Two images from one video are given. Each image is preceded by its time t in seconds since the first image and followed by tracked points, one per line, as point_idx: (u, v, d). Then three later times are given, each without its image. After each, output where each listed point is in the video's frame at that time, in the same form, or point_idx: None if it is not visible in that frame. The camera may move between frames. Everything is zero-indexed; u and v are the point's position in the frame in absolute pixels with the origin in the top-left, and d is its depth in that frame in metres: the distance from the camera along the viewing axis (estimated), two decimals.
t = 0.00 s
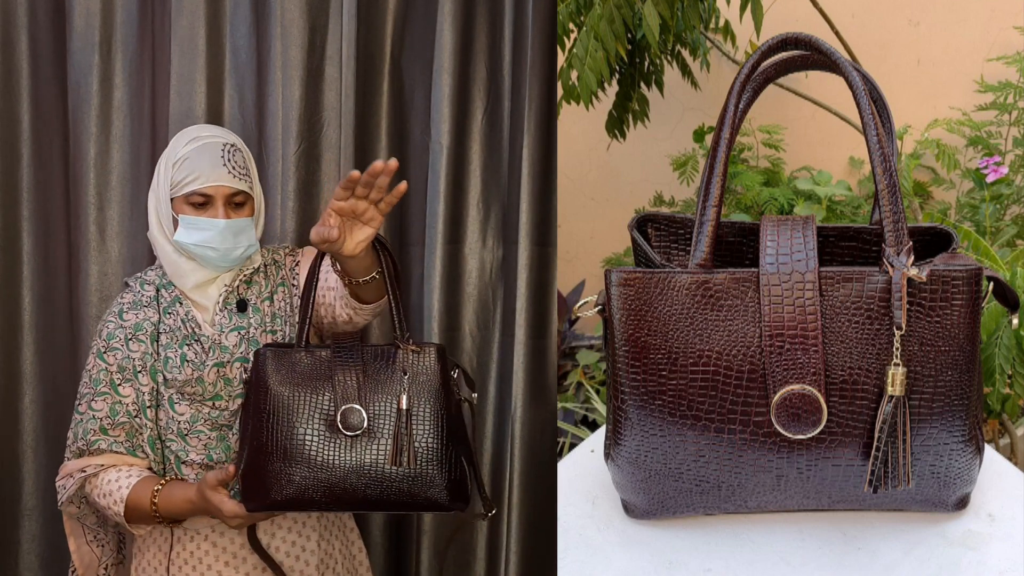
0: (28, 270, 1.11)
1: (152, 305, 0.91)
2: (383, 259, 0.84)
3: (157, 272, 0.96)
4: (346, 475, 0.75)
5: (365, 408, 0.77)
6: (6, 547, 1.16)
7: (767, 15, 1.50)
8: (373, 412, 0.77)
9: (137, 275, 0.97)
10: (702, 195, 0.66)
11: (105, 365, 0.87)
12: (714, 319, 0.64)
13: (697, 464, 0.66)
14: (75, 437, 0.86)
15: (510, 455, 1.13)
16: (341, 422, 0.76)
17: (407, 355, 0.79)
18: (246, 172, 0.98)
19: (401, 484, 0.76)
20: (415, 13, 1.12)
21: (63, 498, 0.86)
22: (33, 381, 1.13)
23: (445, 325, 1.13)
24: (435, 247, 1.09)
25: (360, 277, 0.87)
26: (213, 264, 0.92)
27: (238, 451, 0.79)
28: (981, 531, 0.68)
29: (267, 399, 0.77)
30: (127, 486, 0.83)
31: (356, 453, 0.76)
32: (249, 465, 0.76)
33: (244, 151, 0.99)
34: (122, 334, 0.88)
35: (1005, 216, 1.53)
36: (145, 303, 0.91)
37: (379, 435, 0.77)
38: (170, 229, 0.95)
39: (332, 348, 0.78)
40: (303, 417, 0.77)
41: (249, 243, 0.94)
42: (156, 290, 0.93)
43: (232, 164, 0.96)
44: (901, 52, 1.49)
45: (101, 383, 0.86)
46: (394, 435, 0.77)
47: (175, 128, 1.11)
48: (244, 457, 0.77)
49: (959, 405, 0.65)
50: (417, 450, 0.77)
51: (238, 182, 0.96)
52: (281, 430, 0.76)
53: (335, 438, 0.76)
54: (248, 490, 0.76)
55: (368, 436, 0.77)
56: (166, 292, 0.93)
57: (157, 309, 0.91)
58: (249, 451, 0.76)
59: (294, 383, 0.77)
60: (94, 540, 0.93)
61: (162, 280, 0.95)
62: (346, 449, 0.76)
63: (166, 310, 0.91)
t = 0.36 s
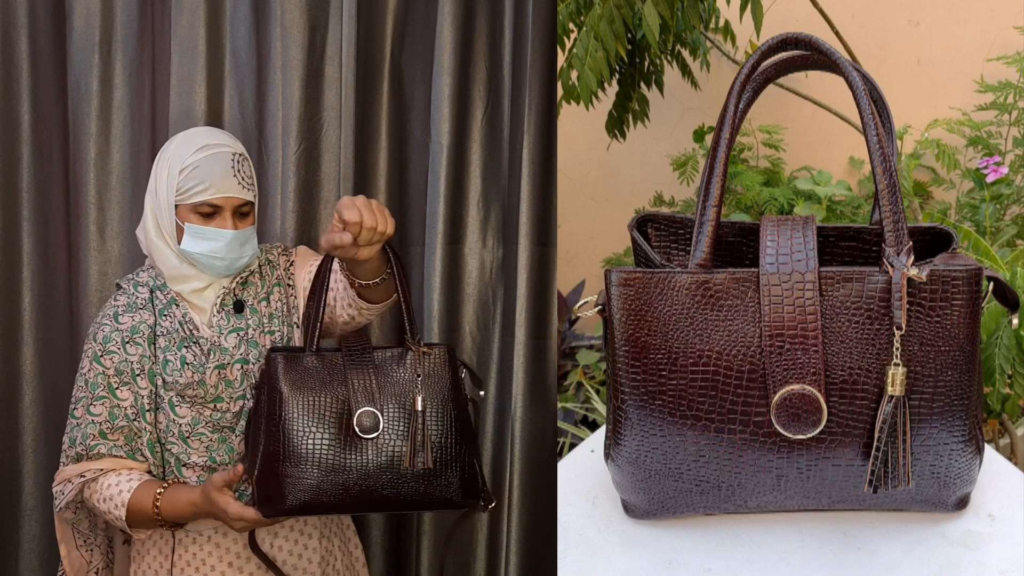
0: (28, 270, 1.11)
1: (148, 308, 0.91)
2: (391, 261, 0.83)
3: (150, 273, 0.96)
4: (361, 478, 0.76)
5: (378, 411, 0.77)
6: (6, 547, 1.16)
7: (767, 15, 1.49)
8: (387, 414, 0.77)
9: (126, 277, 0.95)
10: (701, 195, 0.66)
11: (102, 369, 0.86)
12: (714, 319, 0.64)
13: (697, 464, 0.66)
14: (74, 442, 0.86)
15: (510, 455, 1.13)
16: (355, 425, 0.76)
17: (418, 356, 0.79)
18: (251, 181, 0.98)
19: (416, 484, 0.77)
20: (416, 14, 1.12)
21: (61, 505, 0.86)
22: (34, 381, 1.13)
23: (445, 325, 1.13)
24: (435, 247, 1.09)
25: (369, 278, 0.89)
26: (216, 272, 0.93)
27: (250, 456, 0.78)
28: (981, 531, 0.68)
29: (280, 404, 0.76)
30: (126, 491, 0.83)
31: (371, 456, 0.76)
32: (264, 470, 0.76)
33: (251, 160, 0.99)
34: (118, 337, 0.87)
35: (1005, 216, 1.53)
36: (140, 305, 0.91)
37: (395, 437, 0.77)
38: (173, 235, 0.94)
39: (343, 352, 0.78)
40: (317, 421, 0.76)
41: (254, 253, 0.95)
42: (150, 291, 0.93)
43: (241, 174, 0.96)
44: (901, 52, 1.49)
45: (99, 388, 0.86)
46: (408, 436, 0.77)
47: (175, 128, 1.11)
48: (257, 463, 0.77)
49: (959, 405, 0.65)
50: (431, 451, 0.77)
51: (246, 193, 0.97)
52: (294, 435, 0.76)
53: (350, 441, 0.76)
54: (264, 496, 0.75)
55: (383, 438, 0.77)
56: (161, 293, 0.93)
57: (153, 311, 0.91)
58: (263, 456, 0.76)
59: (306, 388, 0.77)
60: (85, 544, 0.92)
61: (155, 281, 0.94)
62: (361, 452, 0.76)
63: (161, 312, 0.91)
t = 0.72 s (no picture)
0: (28, 271, 1.11)
1: (145, 308, 0.91)
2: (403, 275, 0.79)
3: (146, 274, 0.95)
4: (374, 476, 0.75)
5: (392, 410, 0.76)
6: (6, 547, 1.16)
7: (767, 15, 1.49)
8: (399, 413, 0.76)
9: (122, 278, 0.95)
10: (701, 195, 0.66)
11: (100, 370, 0.86)
12: (714, 319, 0.64)
13: (697, 464, 0.66)
14: (73, 442, 0.85)
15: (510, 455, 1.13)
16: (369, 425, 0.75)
17: (430, 352, 0.78)
18: (246, 181, 0.98)
19: (427, 479, 0.77)
20: (416, 13, 1.12)
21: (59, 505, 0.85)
22: (34, 381, 1.13)
23: (444, 325, 1.13)
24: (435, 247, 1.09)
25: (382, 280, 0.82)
26: (212, 273, 0.93)
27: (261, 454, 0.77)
28: (981, 531, 0.68)
29: (292, 405, 0.75)
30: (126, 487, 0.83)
31: (385, 454, 0.76)
32: (277, 469, 0.75)
33: (243, 159, 0.98)
34: (116, 338, 0.87)
35: (1005, 216, 1.53)
36: (137, 306, 0.91)
37: (409, 436, 0.77)
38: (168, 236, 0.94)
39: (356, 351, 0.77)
40: (330, 420, 0.75)
41: (247, 253, 0.95)
42: (147, 292, 0.93)
43: (235, 174, 0.96)
44: (901, 52, 1.49)
45: (98, 388, 0.86)
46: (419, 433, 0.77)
47: (175, 129, 1.10)
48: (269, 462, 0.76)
49: (959, 405, 0.64)
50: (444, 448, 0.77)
51: (240, 193, 0.96)
52: (307, 435, 0.75)
53: (364, 440, 0.75)
54: (277, 494, 0.75)
55: (395, 436, 0.76)
56: (158, 294, 0.93)
57: (150, 312, 0.91)
58: (275, 456, 0.75)
59: (318, 390, 0.75)
60: (82, 546, 0.93)
61: (151, 282, 0.94)
62: (374, 451, 0.76)
63: (159, 313, 0.91)
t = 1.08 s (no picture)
0: (28, 270, 1.11)
1: (145, 310, 0.91)
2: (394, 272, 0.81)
3: (145, 275, 0.96)
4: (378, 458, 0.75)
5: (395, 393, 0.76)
6: (5, 548, 1.15)
7: (767, 15, 1.49)
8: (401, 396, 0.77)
9: (122, 279, 0.96)
10: (701, 195, 0.66)
11: (103, 372, 0.85)
12: (714, 319, 0.64)
13: (697, 464, 0.66)
14: (78, 446, 0.84)
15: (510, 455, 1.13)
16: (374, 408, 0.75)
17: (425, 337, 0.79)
18: (235, 172, 0.98)
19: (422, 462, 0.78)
20: (416, 13, 1.12)
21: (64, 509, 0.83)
22: (33, 382, 1.13)
23: (444, 325, 1.13)
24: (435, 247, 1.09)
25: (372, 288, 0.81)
26: (207, 267, 0.93)
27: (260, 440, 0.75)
28: (981, 531, 0.68)
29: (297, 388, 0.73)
30: (133, 486, 0.82)
31: (386, 436, 0.76)
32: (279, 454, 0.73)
33: (233, 151, 0.98)
34: (117, 341, 0.87)
35: (1005, 216, 1.53)
36: (137, 308, 0.91)
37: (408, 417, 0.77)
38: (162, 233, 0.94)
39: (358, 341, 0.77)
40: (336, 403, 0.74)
41: (242, 245, 0.95)
42: (147, 293, 0.93)
43: (223, 165, 0.96)
44: (900, 52, 1.49)
45: (100, 391, 0.85)
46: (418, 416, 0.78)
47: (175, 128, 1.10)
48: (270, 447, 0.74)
49: (959, 406, 0.65)
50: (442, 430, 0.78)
51: (229, 184, 0.96)
52: (312, 418, 0.73)
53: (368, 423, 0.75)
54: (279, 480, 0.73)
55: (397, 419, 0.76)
56: (157, 294, 0.93)
57: (150, 313, 0.91)
58: (279, 441, 0.73)
59: (325, 372, 0.74)
60: (78, 551, 0.92)
61: (150, 283, 0.94)
62: (378, 433, 0.75)
63: (159, 314, 0.91)
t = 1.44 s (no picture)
0: (27, 270, 1.11)
1: (147, 310, 0.91)
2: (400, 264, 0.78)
3: (147, 275, 0.96)
4: (363, 456, 0.74)
5: (384, 389, 0.75)
6: (6, 548, 1.15)
7: (767, 15, 1.49)
8: (391, 394, 0.75)
9: (124, 280, 0.96)
10: (701, 195, 0.66)
11: (105, 373, 0.85)
12: (714, 319, 0.64)
13: (697, 464, 0.66)
14: (81, 447, 0.84)
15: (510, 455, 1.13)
16: (360, 404, 0.74)
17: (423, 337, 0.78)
18: (236, 168, 0.98)
19: (415, 465, 0.76)
20: (416, 14, 1.12)
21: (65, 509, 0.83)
22: (34, 382, 1.13)
23: (444, 325, 1.13)
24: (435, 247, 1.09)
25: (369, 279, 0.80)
26: (209, 263, 0.93)
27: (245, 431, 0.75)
28: (981, 531, 0.68)
29: (283, 378, 0.73)
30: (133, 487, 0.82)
31: (374, 435, 0.74)
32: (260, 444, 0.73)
33: (233, 147, 0.99)
34: (119, 341, 0.87)
35: (1005, 216, 1.53)
36: (139, 308, 0.90)
37: (398, 417, 0.75)
38: (164, 231, 0.94)
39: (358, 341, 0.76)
40: (320, 397, 0.73)
41: (244, 240, 0.95)
42: (148, 293, 0.92)
43: (225, 160, 0.96)
44: (900, 52, 1.49)
45: (102, 392, 0.85)
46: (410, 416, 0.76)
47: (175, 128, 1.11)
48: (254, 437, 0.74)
49: (959, 405, 0.65)
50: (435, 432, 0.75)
51: (231, 178, 0.96)
52: (295, 408, 0.73)
53: (354, 419, 0.74)
54: (262, 472, 0.73)
55: (387, 417, 0.75)
56: (160, 295, 0.93)
57: (152, 314, 0.91)
58: (264, 431, 0.73)
59: (312, 365, 0.74)
60: (82, 552, 0.92)
61: (152, 283, 0.94)
62: (365, 431, 0.74)
63: (162, 314, 0.91)
